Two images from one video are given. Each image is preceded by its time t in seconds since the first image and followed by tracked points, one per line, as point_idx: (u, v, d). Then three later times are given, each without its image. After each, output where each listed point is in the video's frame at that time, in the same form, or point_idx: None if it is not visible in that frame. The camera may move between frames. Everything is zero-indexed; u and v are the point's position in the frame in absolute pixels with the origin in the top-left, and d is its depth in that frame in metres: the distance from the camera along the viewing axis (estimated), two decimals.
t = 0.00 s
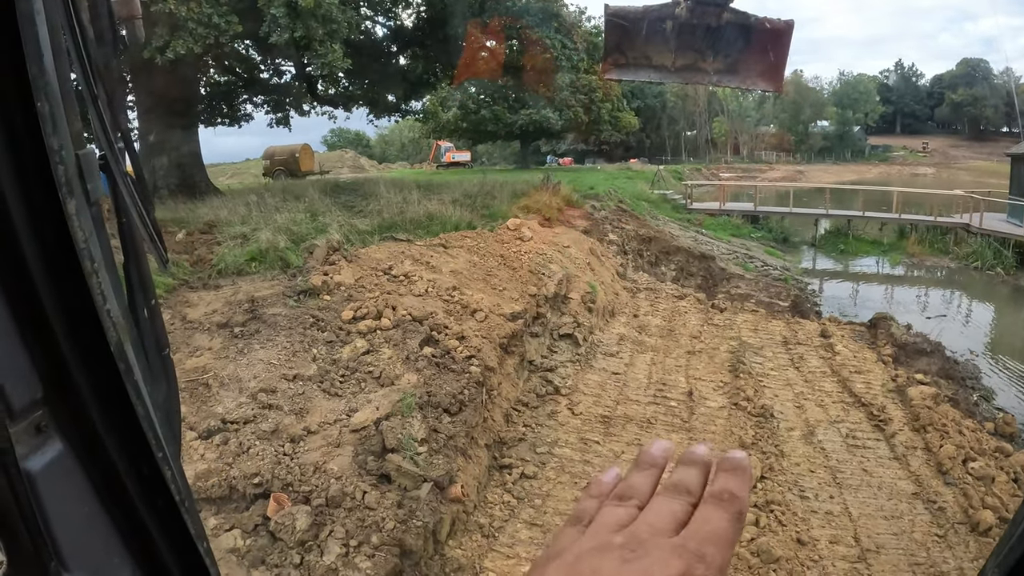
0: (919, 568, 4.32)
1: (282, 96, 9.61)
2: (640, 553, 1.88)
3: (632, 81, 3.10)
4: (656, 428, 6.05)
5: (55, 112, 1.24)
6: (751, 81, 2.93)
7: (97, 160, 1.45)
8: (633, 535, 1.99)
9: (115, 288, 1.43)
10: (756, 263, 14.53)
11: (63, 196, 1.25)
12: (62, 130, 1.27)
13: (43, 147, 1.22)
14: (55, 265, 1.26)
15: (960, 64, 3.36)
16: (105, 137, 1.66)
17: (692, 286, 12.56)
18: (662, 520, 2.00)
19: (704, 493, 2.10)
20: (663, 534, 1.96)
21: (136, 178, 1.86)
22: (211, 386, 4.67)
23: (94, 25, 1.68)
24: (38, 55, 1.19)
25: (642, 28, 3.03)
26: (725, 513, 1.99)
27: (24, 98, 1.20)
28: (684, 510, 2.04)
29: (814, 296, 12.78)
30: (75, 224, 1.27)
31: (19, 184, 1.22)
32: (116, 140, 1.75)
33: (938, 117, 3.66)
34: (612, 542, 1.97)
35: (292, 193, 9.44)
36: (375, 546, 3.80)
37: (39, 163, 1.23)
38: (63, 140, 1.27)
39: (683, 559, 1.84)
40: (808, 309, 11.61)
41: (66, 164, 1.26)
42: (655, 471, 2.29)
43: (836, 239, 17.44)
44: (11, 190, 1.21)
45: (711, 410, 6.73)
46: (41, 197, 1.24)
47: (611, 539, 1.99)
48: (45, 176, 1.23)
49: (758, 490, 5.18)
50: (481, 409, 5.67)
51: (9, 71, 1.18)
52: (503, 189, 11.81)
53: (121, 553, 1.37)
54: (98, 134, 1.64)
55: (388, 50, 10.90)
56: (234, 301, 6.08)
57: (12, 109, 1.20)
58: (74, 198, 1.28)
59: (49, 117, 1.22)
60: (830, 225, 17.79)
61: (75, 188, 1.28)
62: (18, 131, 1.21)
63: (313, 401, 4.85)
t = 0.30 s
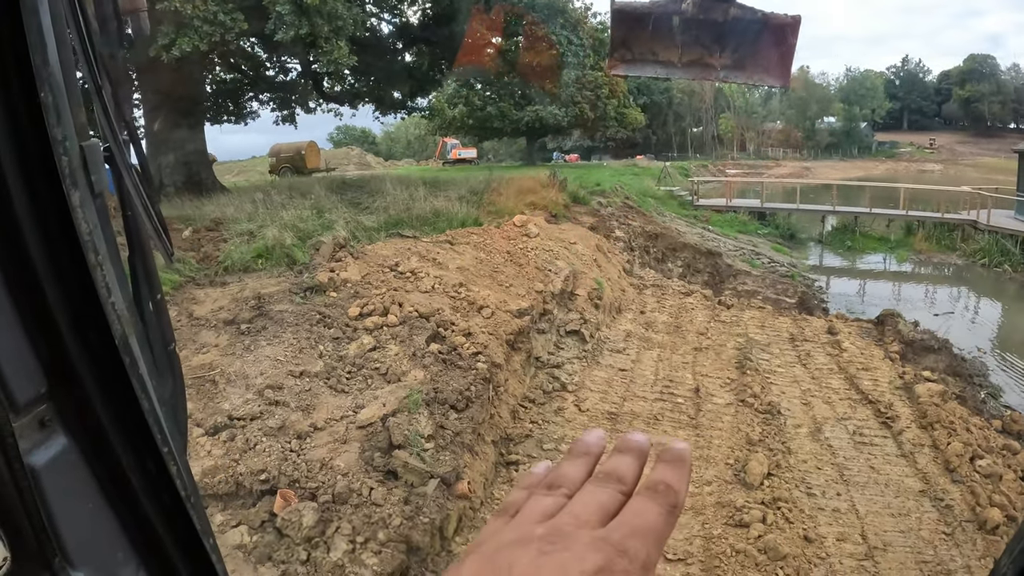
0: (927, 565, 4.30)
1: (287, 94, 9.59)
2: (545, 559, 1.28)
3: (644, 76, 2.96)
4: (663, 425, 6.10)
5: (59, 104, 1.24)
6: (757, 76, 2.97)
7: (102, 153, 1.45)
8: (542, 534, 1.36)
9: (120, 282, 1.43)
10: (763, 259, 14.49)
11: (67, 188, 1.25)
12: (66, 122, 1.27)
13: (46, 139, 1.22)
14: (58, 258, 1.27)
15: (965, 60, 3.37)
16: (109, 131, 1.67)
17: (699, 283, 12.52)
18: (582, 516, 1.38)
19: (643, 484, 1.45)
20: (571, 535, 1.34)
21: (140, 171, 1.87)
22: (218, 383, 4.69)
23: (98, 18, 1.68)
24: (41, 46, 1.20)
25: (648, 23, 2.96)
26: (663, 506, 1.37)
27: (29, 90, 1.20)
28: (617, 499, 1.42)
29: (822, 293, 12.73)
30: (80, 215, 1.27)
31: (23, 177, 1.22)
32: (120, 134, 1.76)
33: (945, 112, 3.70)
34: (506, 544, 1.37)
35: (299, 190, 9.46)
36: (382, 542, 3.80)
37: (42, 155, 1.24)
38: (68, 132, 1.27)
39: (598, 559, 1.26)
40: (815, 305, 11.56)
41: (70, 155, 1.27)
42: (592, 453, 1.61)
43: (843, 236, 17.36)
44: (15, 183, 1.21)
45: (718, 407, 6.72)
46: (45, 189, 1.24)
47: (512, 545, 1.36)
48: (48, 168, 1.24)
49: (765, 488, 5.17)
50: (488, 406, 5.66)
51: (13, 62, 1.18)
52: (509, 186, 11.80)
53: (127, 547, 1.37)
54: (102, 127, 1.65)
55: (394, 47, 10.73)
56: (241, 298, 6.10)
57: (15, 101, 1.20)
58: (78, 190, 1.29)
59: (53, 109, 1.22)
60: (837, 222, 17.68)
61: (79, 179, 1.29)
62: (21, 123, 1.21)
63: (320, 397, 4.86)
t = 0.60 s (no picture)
0: (932, 563, 4.29)
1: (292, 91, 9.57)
2: (452, 485, 1.20)
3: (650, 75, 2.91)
4: (669, 423, 6.13)
5: (78, 94, 1.24)
6: (764, 72, 3.01)
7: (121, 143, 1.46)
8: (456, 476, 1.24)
9: (140, 276, 1.44)
10: (768, 257, 14.48)
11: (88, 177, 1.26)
12: (86, 112, 1.27)
13: (66, 129, 1.22)
14: (78, 250, 1.27)
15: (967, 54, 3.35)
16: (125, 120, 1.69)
17: (704, 280, 12.51)
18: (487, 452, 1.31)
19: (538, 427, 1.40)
20: (473, 462, 1.28)
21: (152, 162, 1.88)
22: (225, 379, 4.71)
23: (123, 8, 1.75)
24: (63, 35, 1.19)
25: (654, 19, 2.97)
26: (566, 428, 1.39)
27: (50, 79, 1.20)
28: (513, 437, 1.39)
29: (827, 291, 12.70)
30: (99, 206, 1.28)
31: (45, 169, 1.22)
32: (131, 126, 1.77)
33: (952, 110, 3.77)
34: (405, 482, 1.25)
35: (305, 187, 9.49)
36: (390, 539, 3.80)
37: (63, 145, 1.24)
38: (87, 123, 1.28)
39: (505, 483, 1.21)
40: (821, 303, 11.54)
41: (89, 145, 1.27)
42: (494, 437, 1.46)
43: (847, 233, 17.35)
44: (37, 174, 1.21)
45: (724, 404, 6.73)
46: (66, 177, 1.25)
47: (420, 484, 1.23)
48: (70, 160, 1.24)
49: (772, 485, 5.17)
50: (495, 402, 5.66)
51: (36, 52, 1.17)
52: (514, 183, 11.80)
53: (146, 542, 1.38)
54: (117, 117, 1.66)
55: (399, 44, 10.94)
56: (248, 295, 6.12)
57: (36, 89, 1.20)
58: (98, 180, 1.29)
59: (75, 98, 1.22)
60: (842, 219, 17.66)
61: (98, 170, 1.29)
62: (44, 115, 1.21)
63: (327, 394, 4.87)
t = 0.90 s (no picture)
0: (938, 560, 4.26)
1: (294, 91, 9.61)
2: (451, 471, 1.20)
3: (653, 72, 2.95)
4: (672, 421, 6.14)
5: (97, 74, 1.19)
6: (768, 70, 2.97)
7: (136, 131, 1.45)
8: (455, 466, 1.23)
9: (155, 269, 1.44)
10: (770, 255, 14.47)
11: (105, 163, 1.22)
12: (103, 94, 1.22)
13: (82, 113, 1.18)
14: (94, 241, 1.25)
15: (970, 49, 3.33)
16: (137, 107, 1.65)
17: (707, 279, 12.50)
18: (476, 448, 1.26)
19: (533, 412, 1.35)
20: (469, 450, 1.27)
21: (165, 149, 1.85)
22: (230, 378, 4.71)
23: None
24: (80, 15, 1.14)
25: (657, 18, 2.95)
26: (560, 416, 1.32)
27: (68, 60, 1.15)
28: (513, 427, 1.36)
29: (830, 290, 12.68)
30: (117, 191, 1.24)
31: (60, 159, 1.20)
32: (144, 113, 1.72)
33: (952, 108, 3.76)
34: (403, 471, 1.25)
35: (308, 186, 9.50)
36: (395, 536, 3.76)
37: (81, 129, 1.19)
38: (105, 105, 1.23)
39: (501, 463, 1.20)
40: (824, 301, 11.54)
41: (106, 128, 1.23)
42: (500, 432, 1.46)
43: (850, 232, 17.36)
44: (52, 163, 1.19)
45: (728, 402, 6.73)
46: (83, 165, 1.21)
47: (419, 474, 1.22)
48: (89, 147, 1.21)
49: (777, 483, 5.17)
50: (500, 400, 5.66)
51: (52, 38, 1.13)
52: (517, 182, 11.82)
53: (157, 538, 1.38)
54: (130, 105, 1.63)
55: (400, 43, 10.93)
56: (251, 293, 6.13)
57: (57, 88, 1.16)
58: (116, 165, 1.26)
59: (94, 79, 1.17)
60: (844, 218, 17.65)
61: (117, 157, 1.26)
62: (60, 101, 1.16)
63: (331, 392, 4.88)
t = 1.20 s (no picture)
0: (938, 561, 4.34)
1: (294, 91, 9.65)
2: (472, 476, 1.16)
3: (654, 73, 2.93)
4: (673, 421, 6.15)
5: (105, 70, 1.18)
6: (767, 70, 3.01)
7: (143, 129, 1.45)
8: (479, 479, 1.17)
9: (162, 267, 1.43)
10: (770, 255, 14.46)
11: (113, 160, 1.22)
12: (111, 90, 1.22)
13: (91, 111, 1.17)
14: (103, 240, 1.25)
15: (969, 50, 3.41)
16: (145, 102, 1.64)
17: (707, 279, 12.49)
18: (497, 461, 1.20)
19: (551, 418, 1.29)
20: (488, 456, 1.22)
21: (173, 145, 1.84)
22: (230, 377, 4.71)
23: None
24: (89, 12, 1.14)
25: (658, 19, 2.93)
26: (579, 426, 1.24)
27: (77, 56, 1.15)
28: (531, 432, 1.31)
29: (830, 290, 12.67)
30: (125, 188, 1.24)
31: (69, 157, 1.19)
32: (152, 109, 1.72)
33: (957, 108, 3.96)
34: (424, 478, 1.20)
35: (307, 186, 9.50)
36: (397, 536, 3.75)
37: (89, 127, 1.19)
38: (113, 102, 1.23)
39: (521, 471, 1.15)
40: (824, 301, 11.53)
41: (115, 125, 1.23)
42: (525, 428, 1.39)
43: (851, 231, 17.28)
44: (61, 161, 1.19)
45: (729, 402, 6.72)
46: (92, 162, 1.21)
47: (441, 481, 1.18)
48: (97, 144, 1.20)
49: (778, 483, 5.14)
50: (500, 400, 5.66)
51: (62, 35, 1.13)
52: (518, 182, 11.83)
53: (163, 538, 1.38)
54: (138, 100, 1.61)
55: (400, 43, 10.77)
56: (252, 293, 6.14)
57: (66, 85, 1.16)
58: (123, 162, 1.26)
59: (101, 77, 1.17)
60: (844, 218, 17.63)
61: (124, 153, 1.25)
62: (70, 99, 1.16)
63: (332, 392, 4.88)
